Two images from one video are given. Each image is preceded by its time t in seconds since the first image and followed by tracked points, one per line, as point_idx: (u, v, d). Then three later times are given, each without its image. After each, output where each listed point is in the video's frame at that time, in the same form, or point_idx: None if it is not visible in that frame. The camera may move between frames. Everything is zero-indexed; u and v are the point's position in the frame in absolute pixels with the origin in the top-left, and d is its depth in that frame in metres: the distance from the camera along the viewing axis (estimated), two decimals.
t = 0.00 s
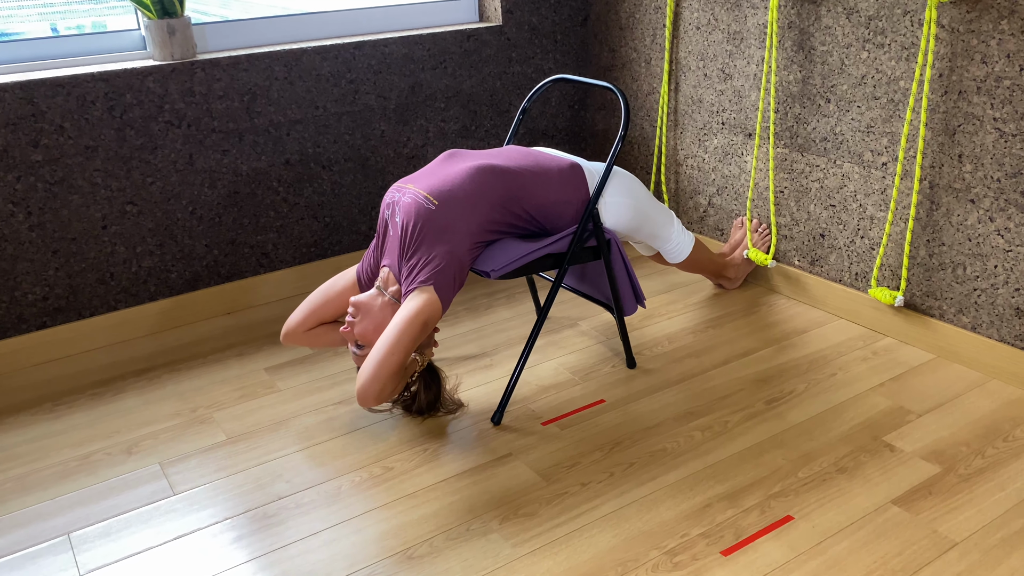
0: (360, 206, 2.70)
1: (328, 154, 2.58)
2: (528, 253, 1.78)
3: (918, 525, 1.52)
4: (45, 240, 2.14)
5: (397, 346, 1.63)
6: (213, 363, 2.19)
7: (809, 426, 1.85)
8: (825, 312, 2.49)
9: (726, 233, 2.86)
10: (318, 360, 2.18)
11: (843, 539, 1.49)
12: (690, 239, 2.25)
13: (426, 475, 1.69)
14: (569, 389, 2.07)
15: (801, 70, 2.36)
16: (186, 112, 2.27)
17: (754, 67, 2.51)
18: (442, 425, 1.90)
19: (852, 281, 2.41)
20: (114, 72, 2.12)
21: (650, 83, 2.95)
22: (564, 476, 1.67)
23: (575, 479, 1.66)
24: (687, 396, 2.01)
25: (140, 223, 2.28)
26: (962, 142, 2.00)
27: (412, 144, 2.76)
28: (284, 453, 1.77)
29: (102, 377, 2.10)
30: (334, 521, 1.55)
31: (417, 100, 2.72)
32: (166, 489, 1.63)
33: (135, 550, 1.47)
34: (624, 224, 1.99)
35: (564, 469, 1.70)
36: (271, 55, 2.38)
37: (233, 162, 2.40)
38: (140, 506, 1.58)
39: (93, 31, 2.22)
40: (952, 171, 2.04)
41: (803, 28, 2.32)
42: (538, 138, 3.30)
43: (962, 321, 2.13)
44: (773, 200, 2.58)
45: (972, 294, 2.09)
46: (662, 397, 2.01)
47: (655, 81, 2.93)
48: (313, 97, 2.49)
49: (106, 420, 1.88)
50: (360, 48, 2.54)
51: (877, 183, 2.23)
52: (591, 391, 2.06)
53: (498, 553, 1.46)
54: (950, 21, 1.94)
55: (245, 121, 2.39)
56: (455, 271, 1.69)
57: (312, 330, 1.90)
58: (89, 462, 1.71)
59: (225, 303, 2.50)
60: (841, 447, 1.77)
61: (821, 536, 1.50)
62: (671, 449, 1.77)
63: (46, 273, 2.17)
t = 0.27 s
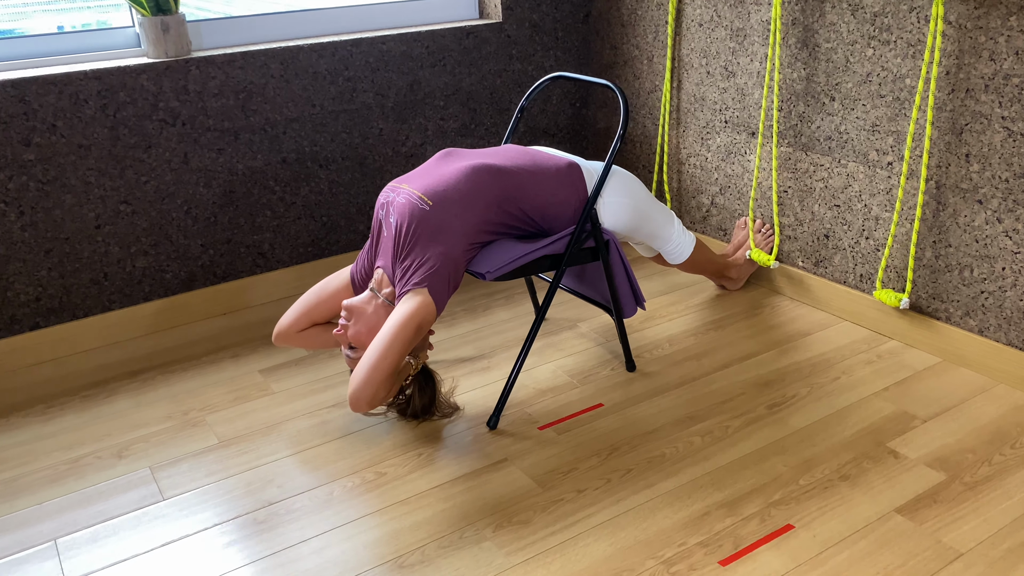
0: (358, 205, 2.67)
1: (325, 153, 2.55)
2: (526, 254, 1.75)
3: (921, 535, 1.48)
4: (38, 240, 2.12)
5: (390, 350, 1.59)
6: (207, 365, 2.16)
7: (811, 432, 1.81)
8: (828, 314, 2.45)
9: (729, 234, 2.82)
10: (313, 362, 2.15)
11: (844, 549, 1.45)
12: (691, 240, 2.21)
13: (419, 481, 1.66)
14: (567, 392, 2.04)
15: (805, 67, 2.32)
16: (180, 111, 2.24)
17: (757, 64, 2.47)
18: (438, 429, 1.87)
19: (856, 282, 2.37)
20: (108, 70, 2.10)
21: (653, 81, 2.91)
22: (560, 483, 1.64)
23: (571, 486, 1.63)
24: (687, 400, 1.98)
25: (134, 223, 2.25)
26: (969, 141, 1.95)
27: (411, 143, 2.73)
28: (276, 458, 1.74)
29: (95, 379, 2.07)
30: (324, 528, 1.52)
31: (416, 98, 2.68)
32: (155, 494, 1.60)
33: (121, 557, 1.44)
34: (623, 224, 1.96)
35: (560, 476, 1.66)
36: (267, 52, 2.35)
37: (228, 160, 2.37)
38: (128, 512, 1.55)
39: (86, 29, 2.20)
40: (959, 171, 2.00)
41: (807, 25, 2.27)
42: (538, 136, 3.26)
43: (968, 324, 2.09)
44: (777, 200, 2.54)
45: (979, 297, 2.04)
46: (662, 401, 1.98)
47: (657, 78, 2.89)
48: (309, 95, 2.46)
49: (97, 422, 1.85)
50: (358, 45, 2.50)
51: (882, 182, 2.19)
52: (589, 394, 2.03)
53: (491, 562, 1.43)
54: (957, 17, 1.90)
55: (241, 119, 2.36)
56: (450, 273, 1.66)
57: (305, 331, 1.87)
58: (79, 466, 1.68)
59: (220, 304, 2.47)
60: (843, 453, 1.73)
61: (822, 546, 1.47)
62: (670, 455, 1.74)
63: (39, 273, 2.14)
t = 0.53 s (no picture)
0: (357, 204, 2.64)
1: (323, 151, 2.52)
2: (522, 256, 1.71)
3: (927, 547, 1.44)
4: (31, 240, 2.09)
5: (381, 355, 1.56)
6: (202, 366, 2.13)
7: (814, 438, 1.77)
8: (834, 317, 2.40)
9: (734, 234, 2.77)
10: (308, 364, 2.12)
11: (847, 562, 1.41)
12: (693, 241, 2.17)
13: (411, 487, 1.62)
14: (565, 397, 2.00)
15: (811, 64, 2.26)
16: (176, 109, 2.21)
17: (763, 61, 2.42)
18: (433, 434, 1.84)
19: (863, 284, 2.32)
20: (101, 67, 2.07)
21: (657, 78, 2.87)
22: (556, 490, 1.60)
23: (567, 493, 1.59)
24: (688, 404, 1.94)
25: (129, 222, 2.23)
26: (979, 140, 1.90)
27: (411, 141, 2.69)
28: (267, 462, 1.71)
29: (88, 381, 2.05)
30: (313, 536, 1.49)
31: (416, 96, 2.65)
32: (144, 499, 1.56)
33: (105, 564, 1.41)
34: (622, 225, 1.92)
35: (555, 483, 1.63)
36: (264, 49, 2.32)
37: (225, 159, 2.34)
38: (116, 517, 1.51)
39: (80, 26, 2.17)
40: (969, 171, 1.94)
41: (814, 21, 2.22)
42: (541, 134, 3.22)
43: (978, 328, 2.04)
44: (782, 199, 2.49)
45: (989, 300, 1.99)
46: (662, 405, 1.94)
47: (662, 75, 2.84)
48: (307, 92, 2.43)
49: (87, 425, 1.82)
50: (356, 42, 2.47)
51: (890, 182, 2.14)
52: (587, 399, 1.99)
53: (482, 573, 1.39)
54: (968, 12, 1.85)
55: (237, 117, 2.33)
56: (444, 275, 1.62)
57: (297, 333, 1.83)
58: (68, 469, 1.65)
59: (217, 304, 2.44)
60: (847, 461, 1.68)
61: (824, 558, 1.42)
62: (669, 462, 1.69)
63: (33, 273, 2.12)
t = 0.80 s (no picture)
0: (359, 205, 2.61)
1: (326, 151, 2.49)
2: (521, 259, 1.67)
3: (935, 565, 1.39)
4: (29, 240, 2.08)
5: (375, 359, 1.52)
6: (201, 368, 2.11)
7: (821, 449, 1.72)
8: (845, 322, 2.35)
9: (743, 236, 2.72)
10: (307, 367, 2.10)
11: None
12: (700, 245, 2.12)
13: (407, 496, 1.59)
14: (566, 403, 1.97)
15: (822, 63, 2.21)
16: (176, 108, 2.19)
17: (773, 60, 2.36)
18: (431, 440, 1.81)
19: (875, 289, 2.27)
20: (100, 66, 2.05)
21: (666, 76, 2.82)
22: (554, 501, 1.56)
23: (565, 504, 1.55)
24: (692, 412, 1.89)
25: (128, 222, 2.21)
26: (995, 142, 1.84)
27: (415, 141, 2.66)
28: (261, 468, 1.68)
29: (86, 383, 2.03)
30: (305, 546, 1.46)
31: (420, 95, 2.61)
32: (136, 505, 1.53)
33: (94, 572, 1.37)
34: (626, 228, 1.88)
35: (554, 492, 1.59)
36: (265, 47, 2.29)
37: (225, 159, 2.32)
38: (108, 524, 1.48)
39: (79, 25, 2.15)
40: (985, 173, 1.88)
41: (825, 19, 2.17)
42: (548, 133, 3.18)
43: (993, 335, 1.98)
44: (792, 201, 2.44)
45: (1004, 306, 1.93)
46: (665, 413, 1.89)
47: (670, 74, 2.80)
48: (309, 91, 2.40)
49: (82, 428, 1.80)
50: (359, 40, 2.44)
51: (902, 184, 2.08)
52: (589, 405, 1.95)
53: None
54: (983, 10, 1.79)
55: (238, 117, 2.30)
56: (440, 279, 1.58)
57: (294, 337, 1.81)
58: (62, 473, 1.62)
59: (218, 304, 2.42)
60: (854, 473, 1.64)
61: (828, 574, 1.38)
62: (670, 472, 1.65)
63: (31, 273, 2.10)
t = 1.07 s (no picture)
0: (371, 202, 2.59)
1: (337, 148, 2.47)
2: (528, 261, 1.64)
3: None
4: (38, 236, 2.08)
5: (377, 362, 1.49)
6: (208, 367, 2.10)
7: (837, 457, 1.67)
8: (863, 326, 2.29)
9: (761, 236, 2.66)
10: (314, 367, 2.08)
11: None
12: (715, 248, 2.07)
13: (410, 500, 1.57)
14: (575, 407, 1.93)
15: (842, 60, 2.15)
16: (185, 104, 2.18)
17: (792, 56, 2.31)
18: (436, 443, 1.79)
19: (895, 292, 2.20)
20: (109, 61, 2.04)
21: (683, 73, 2.77)
22: (559, 508, 1.53)
23: (570, 511, 1.52)
24: (704, 418, 1.85)
25: (137, 218, 2.20)
26: (1021, 142, 1.78)
27: (427, 138, 2.63)
28: (264, 469, 1.66)
29: (94, 380, 2.02)
30: (305, 550, 1.44)
31: (432, 91, 2.58)
32: (138, 506, 1.51)
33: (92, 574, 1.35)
34: (637, 229, 1.83)
35: (560, 499, 1.56)
36: (275, 43, 2.27)
37: (235, 155, 2.30)
38: (108, 524, 1.46)
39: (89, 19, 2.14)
40: (1010, 175, 1.82)
41: (846, 14, 2.11)
42: (563, 130, 3.14)
43: (1017, 342, 1.91)
44: (811, 201, 2.38)
45: None
46: (676, 418, 1.85)
47: (688, 70, 2.75)
48: (320, 88, 2.38)
49: (88, 425, 1.80)
50: (371, 36, 2.41)
51: (925, 185, 2.02)
52: (599, 409, 1.92)
53: None
54: (1011, 5, 1.72)
55: (248, 113, 2.29)
56: (445, 280, 1.55)
57: (299, 338, 1.79)
58: (65, 472, 1.61)
59: (227, 302, 2.41)
60: (870, 483, 1.59)
61: None
62: (680, 479, 1.61)
63: (40, 269, 2.10)
